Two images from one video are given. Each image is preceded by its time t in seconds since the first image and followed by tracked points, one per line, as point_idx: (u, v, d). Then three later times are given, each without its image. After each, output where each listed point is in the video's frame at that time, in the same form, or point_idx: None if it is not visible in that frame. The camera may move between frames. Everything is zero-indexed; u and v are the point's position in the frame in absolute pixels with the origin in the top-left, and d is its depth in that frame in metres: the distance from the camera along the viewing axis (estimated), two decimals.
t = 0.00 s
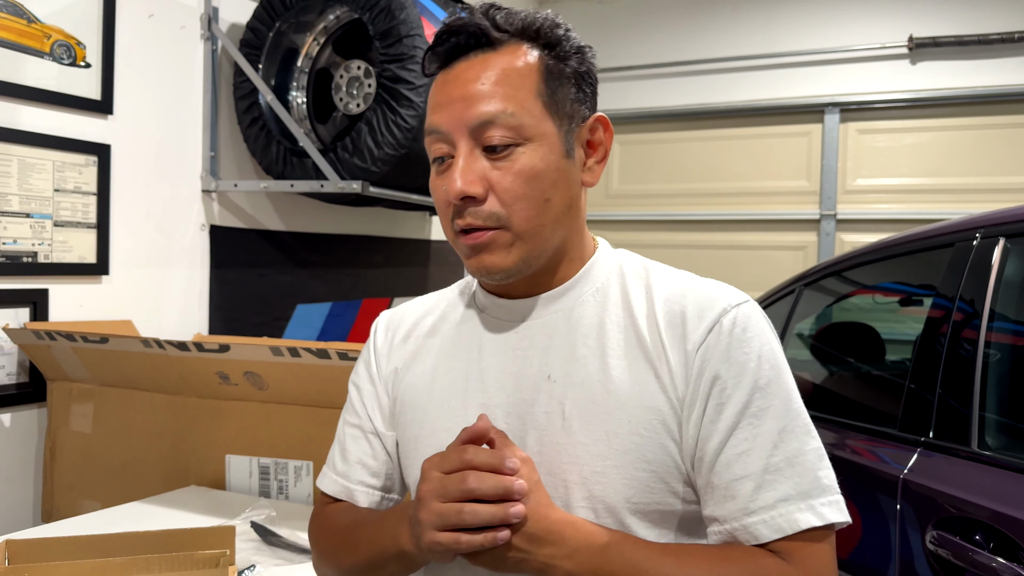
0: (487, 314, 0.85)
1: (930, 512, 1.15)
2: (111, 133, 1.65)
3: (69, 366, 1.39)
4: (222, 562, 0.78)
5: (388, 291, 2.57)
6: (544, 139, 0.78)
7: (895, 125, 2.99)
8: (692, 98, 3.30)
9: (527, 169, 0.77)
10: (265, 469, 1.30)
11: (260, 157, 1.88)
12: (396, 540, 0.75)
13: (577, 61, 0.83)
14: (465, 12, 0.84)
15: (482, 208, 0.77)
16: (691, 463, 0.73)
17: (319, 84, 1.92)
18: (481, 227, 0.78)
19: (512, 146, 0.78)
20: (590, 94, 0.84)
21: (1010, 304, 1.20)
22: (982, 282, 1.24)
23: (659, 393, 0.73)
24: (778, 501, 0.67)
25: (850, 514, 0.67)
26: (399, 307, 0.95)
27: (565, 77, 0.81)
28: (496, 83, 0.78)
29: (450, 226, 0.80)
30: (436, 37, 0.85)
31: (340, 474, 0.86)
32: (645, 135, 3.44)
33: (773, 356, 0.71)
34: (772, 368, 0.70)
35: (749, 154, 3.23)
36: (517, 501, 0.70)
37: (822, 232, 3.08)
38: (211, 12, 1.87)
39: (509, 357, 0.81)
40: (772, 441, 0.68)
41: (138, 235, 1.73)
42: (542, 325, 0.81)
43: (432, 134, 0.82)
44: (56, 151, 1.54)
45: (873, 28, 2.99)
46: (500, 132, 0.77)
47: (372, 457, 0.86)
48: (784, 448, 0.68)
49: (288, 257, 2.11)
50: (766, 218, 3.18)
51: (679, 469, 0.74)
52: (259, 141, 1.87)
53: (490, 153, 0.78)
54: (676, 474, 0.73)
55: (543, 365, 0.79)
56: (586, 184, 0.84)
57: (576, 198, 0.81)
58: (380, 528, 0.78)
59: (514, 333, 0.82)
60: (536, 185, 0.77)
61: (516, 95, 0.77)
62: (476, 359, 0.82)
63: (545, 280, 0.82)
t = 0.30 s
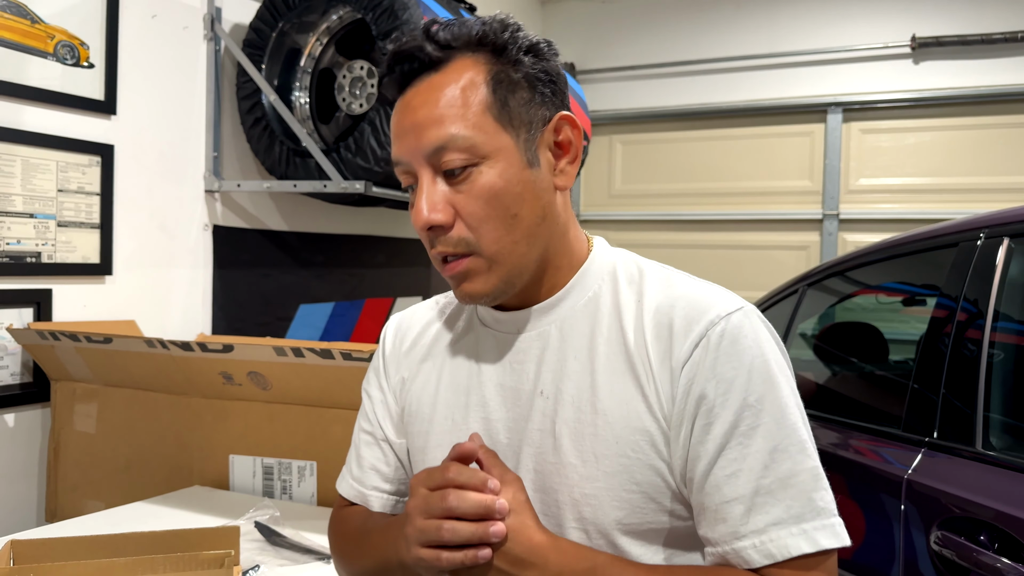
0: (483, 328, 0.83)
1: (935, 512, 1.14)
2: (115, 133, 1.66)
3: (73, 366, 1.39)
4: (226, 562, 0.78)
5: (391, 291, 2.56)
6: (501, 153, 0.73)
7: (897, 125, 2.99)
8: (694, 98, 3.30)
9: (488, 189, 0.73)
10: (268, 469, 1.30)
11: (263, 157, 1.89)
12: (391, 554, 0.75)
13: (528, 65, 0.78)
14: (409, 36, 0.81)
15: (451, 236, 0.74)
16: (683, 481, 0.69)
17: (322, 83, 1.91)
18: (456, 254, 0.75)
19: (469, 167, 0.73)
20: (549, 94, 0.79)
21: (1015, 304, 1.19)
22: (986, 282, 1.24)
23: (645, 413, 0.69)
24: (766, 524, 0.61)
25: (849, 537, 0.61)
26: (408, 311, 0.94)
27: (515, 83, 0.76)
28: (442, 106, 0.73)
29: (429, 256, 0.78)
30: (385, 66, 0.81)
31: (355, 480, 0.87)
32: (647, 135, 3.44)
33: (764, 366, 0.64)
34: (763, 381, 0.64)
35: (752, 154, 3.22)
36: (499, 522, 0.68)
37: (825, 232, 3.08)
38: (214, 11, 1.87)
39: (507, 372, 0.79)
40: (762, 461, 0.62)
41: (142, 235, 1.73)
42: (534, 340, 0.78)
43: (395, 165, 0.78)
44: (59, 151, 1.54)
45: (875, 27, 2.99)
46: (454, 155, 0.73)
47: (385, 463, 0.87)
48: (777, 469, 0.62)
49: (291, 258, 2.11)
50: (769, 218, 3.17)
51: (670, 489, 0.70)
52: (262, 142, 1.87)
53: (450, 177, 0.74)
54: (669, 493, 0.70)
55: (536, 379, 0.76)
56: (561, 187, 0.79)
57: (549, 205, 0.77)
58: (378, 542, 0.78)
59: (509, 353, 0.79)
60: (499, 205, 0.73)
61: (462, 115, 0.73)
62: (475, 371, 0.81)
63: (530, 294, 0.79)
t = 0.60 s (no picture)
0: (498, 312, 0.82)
1: (951, 501, 1.14)
2: (126, 125, 1.66)
3: (86, 356, 1.40)
4: (246, 543, 0.77)
5: (400, 286, 2.56)
6: (527, 142, 0.72)
7: (906, 120, 2.98)
8: (702, 94, 3.29)
9: (515, 179, 0.71)
10: (282, 459, 1.30)
11: (273, 150, 1.89)
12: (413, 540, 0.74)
13: (550, 49, 0.77)
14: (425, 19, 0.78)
15: (477, 226, 0.73)
16: (705, 458, 0.69)
17: (333, 77, 1.91)
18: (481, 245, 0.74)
19: (494, 157, 0.72)
20: (571, 80, 0.78)
21: None
22: (1002, 274, 1.23)
23: (667, 393, 0.69)
24: (791, 500, 0.61)
25: (873, 510, 0.61)
26: (416, 298, 0.93)
27: (538, 68, 0.74)
28: (467, 93, 0.71)
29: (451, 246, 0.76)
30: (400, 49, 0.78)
31: (372, 467, 0.86)
32: (655, 131, 3.43)
33: (786, 347, 0.64)
34: (784, 358, 0.63)
35: (760, 150, 3.22)
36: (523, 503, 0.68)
37: (834, 227, 3.07)
38: (225, 5, 1.88)
39: (523, 355, 0.78)
40: (785, 438, 0.62)
41: (153, 228, 1.73)
42: (549, 322, 0.78)
43: (412, 154, 0.76)
44: (72, 143, 1.54)
45: (884, 22, 2.98)
46: (480, 144, 0.71)
47: (401, 449, 0.86)
48: (800, 445, 0.62)
49: (301, 252, 2.11)
50: (777, 214, 3.17)
51: (693, 468, 0.70)
52: (273, 135, 1.88)
53: (474, 168, 0.73)
54: (692, 471, 0.70)
55: (554, 360, 0.76)
56: (582, 174, 0.78)
57: (571, 191, 0.76)
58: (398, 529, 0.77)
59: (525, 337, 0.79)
60: (526, 193, 0.72)
61: (487, 105, 0.71)
62: (491, 355, 0.80)
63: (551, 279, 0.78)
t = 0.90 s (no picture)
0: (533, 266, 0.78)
1: (979, 475, 1.14)
2: (147, 106, 1.66)
3: (110, 334, 1.40)
4: (283, 504, 0.79)
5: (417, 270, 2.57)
6: (604, 82, 0.69)
7: (924, 106, 2.97)
8: (718, 81, 3.27)
9: (589, 118, 0.68)
10: (308, 433, 1.31)
11: (293, 133, 1.90)
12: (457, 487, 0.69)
13: None
14: None
15: (543, 164, 0.68)
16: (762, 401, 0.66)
17: (351, 59, 1.90)
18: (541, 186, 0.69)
19: (569, 91, 0.68)
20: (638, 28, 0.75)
21: None
22: None
23: (725, 336, 0.67)
24: (854, 433, 0.59)
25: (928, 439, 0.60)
26: (432, 261, 0.87)
27: (617, 11, 0.71)
28: (549, 22, 0.67)
29: (504, 185, 0.71)
30: None
31: (390, 433, 0.80)
32: (670, 118, 3.42)
33: (839, 290, 0.63)
34: (839, 304, 0.63)
35: (776, 137, 3.22)
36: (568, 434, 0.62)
37: (850, 214, 3.07)
38: None
39: (564, 307, 0.75)
40: (844, 371, 0.61)
41: (175, 209, 1.74)
42: (593, 273, 0.74)
43: (472, 84, 0.72)
44: (95, 124, 1.55)
45: (902, 6, 2.94)
46: (558, 78, 0.67)
47: (423, 414, 0.80)
48: (856, 380, 0.61)
49: (318, 235, 2.12)
50: (794, 201, 3.18)
51: (749, 413, 0.67)
52: (292, 117, 1.88)
53: (546, 102, 0.69)
54: (748, 416, 0.67)
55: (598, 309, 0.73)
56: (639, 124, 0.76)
57: (632, 141, 0.73)
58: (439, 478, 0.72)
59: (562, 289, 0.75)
60: (598, 135, 0.68)
61: (571, 34, 0.67)
62: (528, 310, 0.76)
63: (598, 229, 0.74)
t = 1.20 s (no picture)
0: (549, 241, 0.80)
1: (999, 463, 1.10)
2: (166, 94, 1.67)
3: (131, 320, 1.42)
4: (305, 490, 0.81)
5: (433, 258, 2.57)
6: (645, 59, 0.75)
7: (946, 90, 2.93)
8: (737, 65, 3.24)
9: (633, 90, 0.73)
10: (327, 419, 1.32)
11: (311, 120, 1.90)
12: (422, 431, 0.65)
13: None
14: None
15: (591, 132, 0.72)
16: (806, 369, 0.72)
17: (368, 47, 1.89)
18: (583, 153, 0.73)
19: (614, 64, 0.74)
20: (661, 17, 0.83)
21: None
22: None
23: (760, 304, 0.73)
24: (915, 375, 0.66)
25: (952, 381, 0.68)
26: (420, 250, 0.85)
27: None
28: None
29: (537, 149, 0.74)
30: None
31: (388, 426, 0.75)
32: (688, 104, 3.39)
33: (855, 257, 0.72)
34: (861, 268, 0.71)
35: (796, 123, 3.19)
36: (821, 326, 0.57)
37: (870, 200, 3.05)
38: None
39: (590, 289, 0.77)
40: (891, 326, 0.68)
41: (194, 197, 1.75)
42: (618, 249, 0.78)
43: (513, 51, 0.75)
44: (115, 112, 1.56)
45: None
46: (605, 49, 0.73)
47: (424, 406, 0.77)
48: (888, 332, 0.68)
49: (335, 222, 2.13)
50: (813, 187, 3.15)
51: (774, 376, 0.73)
52: (309, 105, 1.89)
53: (591, 73, 0.74)
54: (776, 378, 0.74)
55: (625, 288, 0.77)
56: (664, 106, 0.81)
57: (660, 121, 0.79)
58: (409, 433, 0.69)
59: (589, 267, 0.78)
60: (639, 107, 0.73)
61: (620, 11, 0.74)
62: (549, 292, 0.78)
63: (621, 211, 0.78)
